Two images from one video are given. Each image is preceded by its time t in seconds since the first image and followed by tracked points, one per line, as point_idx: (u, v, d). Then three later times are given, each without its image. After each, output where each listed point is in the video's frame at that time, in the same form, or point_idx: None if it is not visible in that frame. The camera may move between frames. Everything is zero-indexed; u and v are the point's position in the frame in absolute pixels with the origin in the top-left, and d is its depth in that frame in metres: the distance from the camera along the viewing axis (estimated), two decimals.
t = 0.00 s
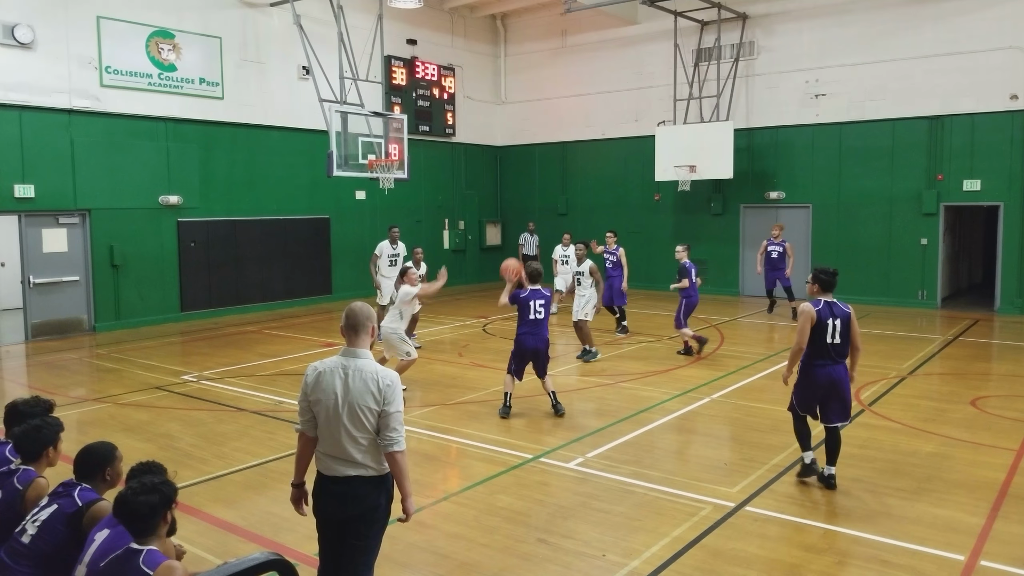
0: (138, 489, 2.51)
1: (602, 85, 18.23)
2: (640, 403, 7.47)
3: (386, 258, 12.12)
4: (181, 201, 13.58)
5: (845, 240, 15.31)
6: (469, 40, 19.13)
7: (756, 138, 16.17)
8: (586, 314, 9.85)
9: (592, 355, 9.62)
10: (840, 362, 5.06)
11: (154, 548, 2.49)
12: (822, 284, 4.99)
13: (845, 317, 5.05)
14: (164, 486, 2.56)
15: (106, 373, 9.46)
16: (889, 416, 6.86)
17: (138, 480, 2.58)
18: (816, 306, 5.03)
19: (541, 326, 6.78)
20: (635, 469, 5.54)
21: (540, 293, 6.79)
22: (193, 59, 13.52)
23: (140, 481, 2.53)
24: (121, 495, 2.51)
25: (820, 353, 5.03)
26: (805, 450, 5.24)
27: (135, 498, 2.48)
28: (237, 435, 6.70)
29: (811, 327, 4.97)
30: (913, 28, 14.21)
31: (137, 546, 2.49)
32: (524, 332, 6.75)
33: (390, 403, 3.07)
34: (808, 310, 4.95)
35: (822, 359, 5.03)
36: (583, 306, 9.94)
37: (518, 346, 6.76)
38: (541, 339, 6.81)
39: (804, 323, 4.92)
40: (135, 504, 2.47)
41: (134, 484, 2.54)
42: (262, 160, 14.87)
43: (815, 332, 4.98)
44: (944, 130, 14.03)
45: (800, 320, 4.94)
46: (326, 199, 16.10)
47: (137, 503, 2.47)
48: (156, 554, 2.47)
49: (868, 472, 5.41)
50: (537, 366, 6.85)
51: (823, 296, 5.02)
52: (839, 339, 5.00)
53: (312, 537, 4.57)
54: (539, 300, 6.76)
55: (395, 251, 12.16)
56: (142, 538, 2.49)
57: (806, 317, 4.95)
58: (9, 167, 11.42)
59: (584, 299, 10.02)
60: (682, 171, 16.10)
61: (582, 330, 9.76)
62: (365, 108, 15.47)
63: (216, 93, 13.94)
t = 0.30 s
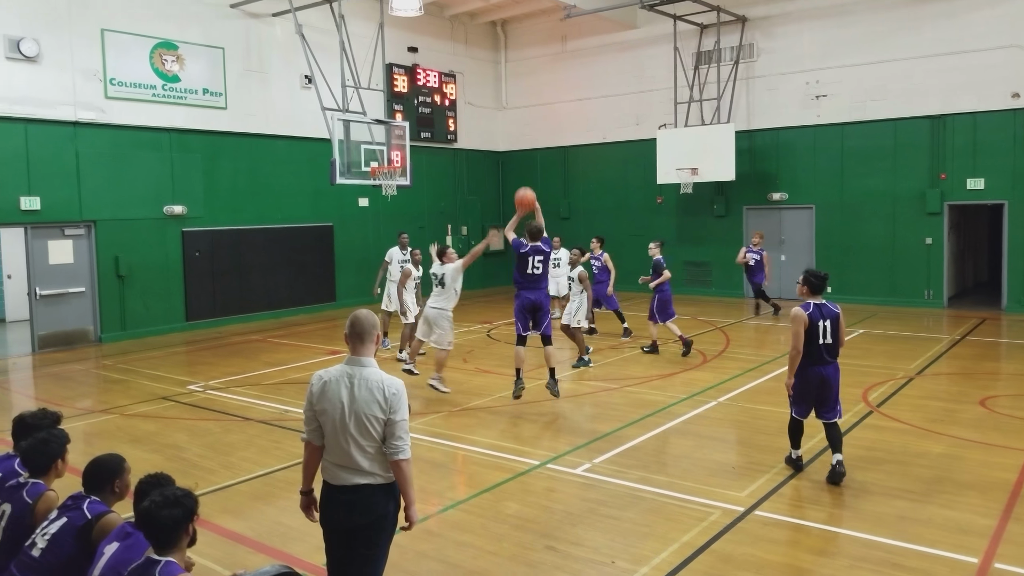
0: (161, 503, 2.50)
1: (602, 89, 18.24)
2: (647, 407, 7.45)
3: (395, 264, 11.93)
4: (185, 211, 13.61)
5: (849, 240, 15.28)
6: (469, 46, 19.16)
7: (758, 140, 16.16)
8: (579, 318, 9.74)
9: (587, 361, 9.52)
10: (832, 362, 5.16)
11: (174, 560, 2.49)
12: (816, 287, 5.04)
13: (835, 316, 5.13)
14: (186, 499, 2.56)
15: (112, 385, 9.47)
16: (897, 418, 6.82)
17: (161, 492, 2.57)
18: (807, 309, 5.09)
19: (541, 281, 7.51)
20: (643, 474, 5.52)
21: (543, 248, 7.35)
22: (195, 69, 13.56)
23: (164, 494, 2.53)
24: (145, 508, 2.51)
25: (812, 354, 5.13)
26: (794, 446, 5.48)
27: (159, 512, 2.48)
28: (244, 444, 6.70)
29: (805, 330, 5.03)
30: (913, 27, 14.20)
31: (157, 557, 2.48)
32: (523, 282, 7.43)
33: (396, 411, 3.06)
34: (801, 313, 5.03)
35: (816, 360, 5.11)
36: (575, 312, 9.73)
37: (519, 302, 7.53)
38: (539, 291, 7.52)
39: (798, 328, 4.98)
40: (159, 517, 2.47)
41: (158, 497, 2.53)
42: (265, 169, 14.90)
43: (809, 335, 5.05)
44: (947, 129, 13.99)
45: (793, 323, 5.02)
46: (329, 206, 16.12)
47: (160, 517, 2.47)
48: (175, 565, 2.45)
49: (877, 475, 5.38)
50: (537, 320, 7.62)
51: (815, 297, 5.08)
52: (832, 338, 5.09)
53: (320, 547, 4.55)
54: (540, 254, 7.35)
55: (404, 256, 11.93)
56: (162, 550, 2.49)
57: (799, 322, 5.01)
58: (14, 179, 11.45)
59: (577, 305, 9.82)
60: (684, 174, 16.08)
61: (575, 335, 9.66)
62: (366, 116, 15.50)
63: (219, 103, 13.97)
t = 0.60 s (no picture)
0: (188, 509, 2.52)
1: (615, 94, 18.24)
2: (662, 414, 7.43)
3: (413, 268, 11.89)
4: (201, 217, 13.74)
5: (865, 246, 15.19)
6: (481, 52, 19.24)
7: (773, 145, 16.10)
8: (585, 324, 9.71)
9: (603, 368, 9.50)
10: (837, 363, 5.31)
11: (198, 565, 2.51)
12: (823, 287, 5.27)
13: (843, 318, 5.30)
14: (212, 506, 2.57)
15: (129, 390, 9.55)
16: (915, 425, 6.76)
17: (186, 498, 2.59)
18: (815, 308, 5.32)
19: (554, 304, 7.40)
20: (658, 481, 5.50)
21: (557, 270, 7.42)
22: (210, 77, 13.68)
23: (190, 501, 2.54)
24: (170, 515, 2.52)
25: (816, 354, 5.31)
26: (810, 453, 5.46)
27: (185, 519, 2.50)
28: (260, 450, 6.74)
29: (807, 327, 5.26)
30: (928, 31, 14.12)
31: (182, 561, 2.50)
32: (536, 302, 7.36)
33: (420, 419, 3.10)
34: (807, 311, 5.26)
35: (819, 358, 5.31)
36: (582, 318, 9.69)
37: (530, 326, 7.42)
38: (551, 314, 7.40)
39: (800, 324, 5.25)
40: (185, 524, 2.49)
41: (183, 504, 2.55)
42: (279, 176, 15.01)
43: (812, 332, 5.27)
44: (964, 133, 13.88)
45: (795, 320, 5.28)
46: (343, 213, 16.21)
47: (186, 523, 2.49)
48: (199, 569, 2.47)
49: (895, 483, 5.33)
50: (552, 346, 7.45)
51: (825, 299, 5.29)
52: (837, 338, 5.26)
53: (336, 552, 4.57)
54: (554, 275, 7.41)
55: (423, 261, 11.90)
56: (187, 554, 2.51)
57: (802, 319, 5.26)
58: (33, 186, 11.60)
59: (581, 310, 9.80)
60: (698, 179, 16.05)
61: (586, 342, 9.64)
62: (379, 122, 15.58)
63: (234, 111, 14.10)
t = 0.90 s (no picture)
0: (210, 503, 2.56)
1: (635, 95, 18.19)
2: (679, 416, 7.41)
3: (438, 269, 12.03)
4: (222, 215, 13.89)
5: (887, 249, 15.04)
6: (502, 52, 19.26)
7: (795, 146, 15.99)
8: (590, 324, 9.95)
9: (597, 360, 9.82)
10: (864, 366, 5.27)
11: (219, 558, 2.54)
12: (856, 290, 5.31)
13: (875, 322, 5.26)
14: (234, 500, 2.61)
15: (150, 385, 9.67)
16: (937, 432, 6.70)
17: (208, 493, 2.63)
18: (847, 310, 5.33)
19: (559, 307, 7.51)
20: (674, 484, 5.49)
21: (556, 275, 7.53)
22: (232, 77, 13.81)
23: (213, 495, 2.59)
24: (193, 508, 2.56)
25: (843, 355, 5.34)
26: (830, 456, 5.46)
27: (208, 512, 2.53)
28: (278, 446, 6.81)
29: (836, 328, 5.28)
30: (954, 32, 13.95)
31: (203, 555, 2.54)
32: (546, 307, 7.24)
33: (439, 418, 3.12)
34: (839, 312, 5.30)
35: (846, 360, 5.31)
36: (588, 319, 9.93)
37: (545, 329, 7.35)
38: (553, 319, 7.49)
39: (829, 324, 5.27)
40: (207, 518, 2.53)
41: (207, 497, 2.59)
42: (301, 174, 15.13)
43: (841, 334, 5.28)
44: (990, 136, 13.70)
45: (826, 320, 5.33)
46: (363, 212, 16.30)
47: (209, 517, 2.53)
48: (219, 563, 2.51)
49: (915, 489, 5.29)
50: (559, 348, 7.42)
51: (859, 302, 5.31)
52: (865, 342, 5.23)
53: (352, 549, 4.61)
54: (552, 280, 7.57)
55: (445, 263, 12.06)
56: (208, 548, 2.54)
57: (832, 319, 5.30)
58: (57, 184, 11.78)
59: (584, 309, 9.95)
60: (718, 180, 15.96)
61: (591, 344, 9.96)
62: (400, 122, 15.64)
63: (256, 110, 14.24)
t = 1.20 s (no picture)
0: (221, 497, 2.57)
1: (651, 98, 18.15)
2: (689, 421, 7.39)
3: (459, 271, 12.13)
4: (236, 211, 13.98)
5: (901, 257, 14.93)
6: (518, 53, 19.28)
7: (810, 152, 15.91)
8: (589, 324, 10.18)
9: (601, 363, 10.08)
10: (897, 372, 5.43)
11: (228, 552, 2.56)
12: (891, 296, 5.40)
13: (908, 329, 5.42)
14: (244, 495, 2.63)
15: (161, 378, 9.73)
16: (948, 441, 6.65)
17: (220, 486, 2.65)
18: (880, 316, 5.48)
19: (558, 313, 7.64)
20: (683, 488, 5.48)
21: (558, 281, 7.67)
22: (249, 73, 13.89)
23: (223, 489, 2.60)
24: (204, 501, 2.58)
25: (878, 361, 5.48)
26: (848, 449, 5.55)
27: (219, 507, 2.55)
28: (287, 442, 6.84)
29: (870, 333, 5.43)
30: (973, 40, 13.84)
31: (212, 549, 2.55)
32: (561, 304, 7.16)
33: (449, 420, 3.13)
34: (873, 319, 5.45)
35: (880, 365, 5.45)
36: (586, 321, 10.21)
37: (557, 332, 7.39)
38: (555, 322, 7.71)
39: (863, 329, 5.44)
40: (219, 512, 2.54)
41: (217, 491, 2.60)
42: (315, 171, 15.19)
43: (874, 338, 5.43)
44: (1007, 145, 13.58)
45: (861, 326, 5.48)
46: (376, 209, 16.35)
47: (219, 511, 2.54)
48: (228, 557, 2.53)
49: (926, 499, 5.25)
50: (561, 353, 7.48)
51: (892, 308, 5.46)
52: (898, 347, 5.39)
53: (360, 546, 4.63)
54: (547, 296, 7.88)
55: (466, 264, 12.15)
56: (218, 542, 2.56)
57: (866, 326, 5.46)
58: (74, 176, 11.88)
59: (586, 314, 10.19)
60: (733, 185, 15.91)
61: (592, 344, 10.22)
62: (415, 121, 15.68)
63: (272, 106, 14.31)
